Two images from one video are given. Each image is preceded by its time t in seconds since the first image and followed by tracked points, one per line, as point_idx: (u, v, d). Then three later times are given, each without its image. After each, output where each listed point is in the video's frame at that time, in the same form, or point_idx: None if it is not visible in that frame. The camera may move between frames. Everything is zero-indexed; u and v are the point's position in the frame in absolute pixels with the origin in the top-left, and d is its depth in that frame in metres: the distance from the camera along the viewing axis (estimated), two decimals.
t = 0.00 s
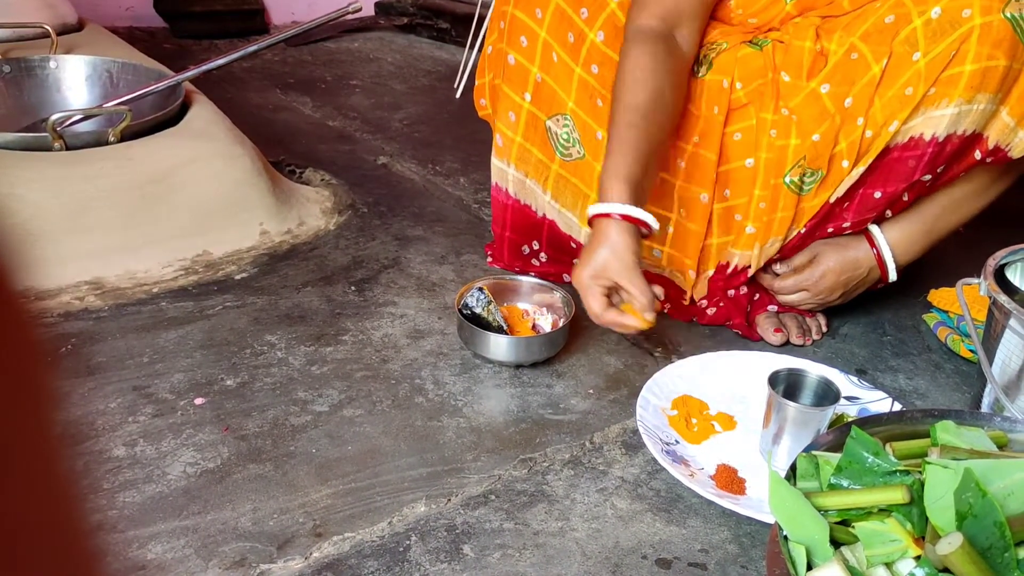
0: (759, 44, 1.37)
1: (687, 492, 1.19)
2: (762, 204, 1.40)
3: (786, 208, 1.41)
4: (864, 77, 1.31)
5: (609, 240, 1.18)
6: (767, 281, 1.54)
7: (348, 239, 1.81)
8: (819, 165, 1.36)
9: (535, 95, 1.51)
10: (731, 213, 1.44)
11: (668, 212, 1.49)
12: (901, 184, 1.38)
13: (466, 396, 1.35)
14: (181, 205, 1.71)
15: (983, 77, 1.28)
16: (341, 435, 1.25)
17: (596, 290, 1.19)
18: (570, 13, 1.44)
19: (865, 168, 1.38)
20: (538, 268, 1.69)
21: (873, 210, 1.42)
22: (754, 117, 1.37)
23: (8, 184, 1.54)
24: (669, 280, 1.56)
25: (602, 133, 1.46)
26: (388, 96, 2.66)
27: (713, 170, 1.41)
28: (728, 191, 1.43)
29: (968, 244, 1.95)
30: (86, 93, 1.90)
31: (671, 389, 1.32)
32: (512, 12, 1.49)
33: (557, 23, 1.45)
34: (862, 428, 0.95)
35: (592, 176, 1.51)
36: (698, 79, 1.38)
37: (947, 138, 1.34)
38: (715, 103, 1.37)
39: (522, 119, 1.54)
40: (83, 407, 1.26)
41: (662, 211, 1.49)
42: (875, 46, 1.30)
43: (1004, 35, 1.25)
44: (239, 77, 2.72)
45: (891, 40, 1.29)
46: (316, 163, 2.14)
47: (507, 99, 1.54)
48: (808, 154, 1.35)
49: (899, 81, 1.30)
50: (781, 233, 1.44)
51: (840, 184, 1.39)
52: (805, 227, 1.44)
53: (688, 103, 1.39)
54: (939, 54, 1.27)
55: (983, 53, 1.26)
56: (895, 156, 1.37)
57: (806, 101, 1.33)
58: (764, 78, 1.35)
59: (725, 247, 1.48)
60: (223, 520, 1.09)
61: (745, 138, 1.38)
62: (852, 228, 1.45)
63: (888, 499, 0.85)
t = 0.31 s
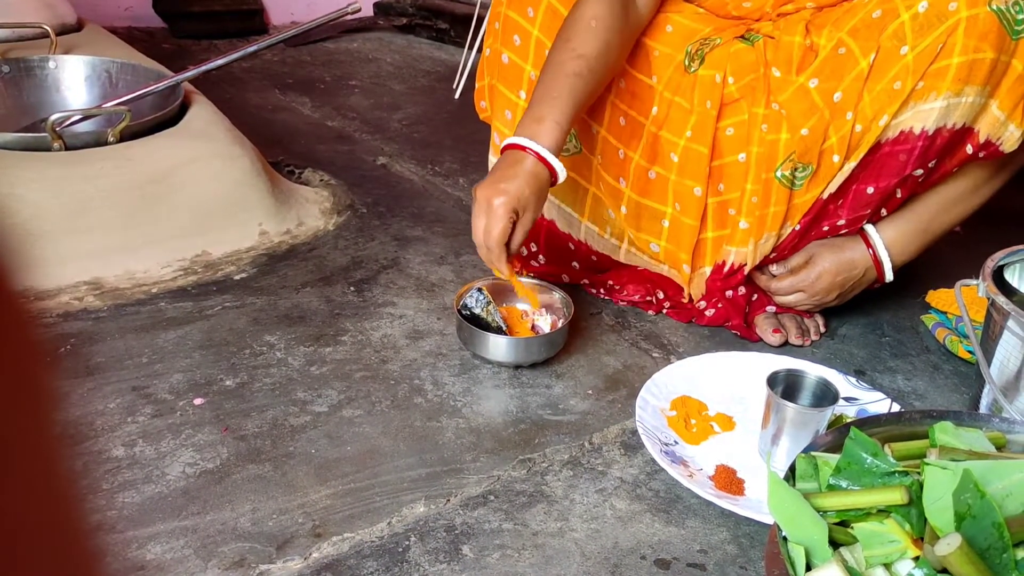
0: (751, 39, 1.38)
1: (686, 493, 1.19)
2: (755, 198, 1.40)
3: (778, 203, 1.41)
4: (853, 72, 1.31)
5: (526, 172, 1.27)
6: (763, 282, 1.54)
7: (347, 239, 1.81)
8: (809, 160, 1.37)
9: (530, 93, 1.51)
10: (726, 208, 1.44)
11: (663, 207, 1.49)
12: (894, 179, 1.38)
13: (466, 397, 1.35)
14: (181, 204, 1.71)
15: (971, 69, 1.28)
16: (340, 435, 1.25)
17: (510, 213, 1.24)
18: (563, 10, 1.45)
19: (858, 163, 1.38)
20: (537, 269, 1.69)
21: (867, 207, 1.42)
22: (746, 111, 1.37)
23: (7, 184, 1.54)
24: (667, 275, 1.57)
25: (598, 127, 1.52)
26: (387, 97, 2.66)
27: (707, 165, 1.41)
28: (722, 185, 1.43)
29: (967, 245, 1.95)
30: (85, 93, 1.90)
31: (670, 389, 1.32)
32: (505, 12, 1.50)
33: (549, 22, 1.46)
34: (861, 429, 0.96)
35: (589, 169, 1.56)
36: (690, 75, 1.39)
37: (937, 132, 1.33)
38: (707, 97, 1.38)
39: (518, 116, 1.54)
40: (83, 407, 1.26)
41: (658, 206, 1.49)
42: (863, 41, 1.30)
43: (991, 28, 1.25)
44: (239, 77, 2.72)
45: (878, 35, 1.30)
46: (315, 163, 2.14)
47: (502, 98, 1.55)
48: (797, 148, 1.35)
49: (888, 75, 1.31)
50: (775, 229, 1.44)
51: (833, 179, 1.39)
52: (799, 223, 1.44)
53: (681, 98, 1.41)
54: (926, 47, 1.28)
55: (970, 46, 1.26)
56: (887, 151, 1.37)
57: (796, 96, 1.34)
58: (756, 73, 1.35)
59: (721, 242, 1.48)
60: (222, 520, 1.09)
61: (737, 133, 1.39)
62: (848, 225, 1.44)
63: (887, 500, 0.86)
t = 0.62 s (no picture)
0: (746, 38, 1.38)
1: (684, 493, 1.19)
2: (751, 197, 1.40)
3: (775, 202, 1.41)
4: (847, 70, 1.31)
5: (520, 157, 1.26)
6: (760, 281, 1.54)
7: (345, 239, 1.81)
8: (804, 159, 1.37)
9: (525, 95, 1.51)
10: (723, 207, 1.45)
11: (661, 206, 1.49)
12: (889, 177, 1.39)
13: (464, 397, 1.35)
14: (179, 204, 1.71)
15: (965, 67, 1.28)
16: (339, 435, 1.25)
17: (499, 195, 1.23)
18: (557, 10, 1.45)
19: (854, 162, 1.38)
20: (535, 269, 1.69)
21: (863, 205, 1.42)
22: (741, 110, 1.38)
23: (5, 183, 1.54)
24: (666, 275, 1.58)
25: (594, 127, 1.52)
26: (386, 96, 2.66)
27: (703, 164, 1.41)
28: (719, 184, 1.43)
29: (964, 245, 1.95)
30: (82, 92, 1.89)
31: (668, 389, 1.32)
32: (500, 15, 1.50)
33: (544, 22, 1.45)
34: (859, 429, 0.96)
35: (587, 169, 1.56)
36: (686, 74, 1.39)
37: (932, 129, 1.33)
38: (703, 96, 1.38)
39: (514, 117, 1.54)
40: (81, 407, 1.26)
41: (656, 205, 1.50)
42: (857, 39, 1.30)
43: (984, 25, 1.25)
44: (237, 77, 2.72)
45: (872, 34, 1.29)
46: (313, 163, 2.14)
47: (498, 99, 1.55)
48: (793, 147, 1.35)
49: (881, 73, 1.30)
50: (772, 228, 1.44)
51: (828, 178, 1.39)
52: (796, 223, 1.44)
53: (677, 97, 1.41)
54: (920, 45, 1.27)
55: (964, 43, 1.26)
56: (882, 149, 1.37)
57: (790, 95, 1.34)
58: (751, 72, 1.36)
59: (718, 241, 1.48)
60: (220, 520, 1.09)
61: (733, 132, 1.39)
62: (844, 225, 1.45)
63: (885, 500, 0.86)
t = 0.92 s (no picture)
0: (745, 41, 1.38)
1: (681, 492, 1.19)
2: (750, 199, 1.40)
3: (773, 204, 1.41)
4: (847, 72, 1.31)
5: (542, 172, 1.26)
6: (758, 279, 1.53)
7: (342, 238, 1.81)
8: (804, 160, 1.37)
9: (526, 93, 1.51)
10: (721, 209, 1.45)
11: (658, 207, 1.49)
12: (888, 179, 1.39)
13: (461, 396, 1.35)
14: (175, 204, 1.70)
15: (964, 70, 1.27)
16: (336, 434, 1.24)
17: (526, 214, 1.23)
18: (560, 10, 1.46)
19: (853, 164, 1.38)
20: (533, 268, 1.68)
21: (862, 207, 1.42)
22: (740, 113, 1.38)
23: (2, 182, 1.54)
24: (661, 275, 1.58)
25: (595, 127, 1.53)
26: (383, 96, 2.66)
27: (701, 166, 1.41)
28: (717, 186, 1.43)
29: (961, 245, 1.96)
30: (79, 91, 1.89)
31: (665, 388, 1.32)
32: (502, 12, 1.50)
33: (546, 20, 1.46)
34: (856, 428, 0.96)
35: (587, 169, 1.56)
36: (686, 76, 1.40)
37: (930, 133, 1.33)
38: (702, 98, 1.38)
39: (514, 115, 1.53)
40: (77, 406, 1.25)
41: (653, 206, 1.50)
42: (857, 41, 1.30)
43: (984, 28, 1.25)
44: (234, 76, 2.71)
45: (872, 36, 1.30)
46: (311, 162, 2.13)
47: (499, 97, 1.54)
48: (793, 149, 1.35)
49: (881, 75, 1.30)
50: (770, 230, 1.44)
51: (827, 181, 1.39)
52: (795, 224, 1.45)
53: (676, 99, 1.42)
54: (920, 47, 1.27)
55: (963, 46, 1.26)
56: (881, 151, 1.37)
57: (790, 97, 1.34)
58: (750, 74, 1.36)
59: (716, 242, 1.48)
60: (217, 519, 1.08)
61: (732, 134, 1.39)
62: (842, 225, 1.45)
63: (881, 498, 0.85)
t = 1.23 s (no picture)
0: (756, 53, 1.37)
1: (678, 491, 1.19)
2: (759, 212, 1.40)
3: (783, 216, 1.40)
4: (859, 84, 1.31)
5: (668, 304, 1.03)
6: (761, 278, 1.53)
7: (339, 237, 1.81)
8: (816, 173, 1.36)
9: (531, 97, 1.51)
10: (726, 221, 1.42)
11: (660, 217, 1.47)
12: (894, 188, 1.39)
13: (459, 395, 1.35)
14: (171, 203, 1.70)
15: (976, 83, 1.29)
16: (333, 433, 1.24)
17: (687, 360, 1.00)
18: (567, 14, 1.45)
19: (862, 174, 1.37)
20: (530, 267, 1.68)
21: (865, 214, 1.42)
22: (750, 125, 1.36)
23: None
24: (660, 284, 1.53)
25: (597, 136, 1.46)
26: (380, 95, 2.66)
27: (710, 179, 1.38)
28: (723, 199, 1.41)
29: (958, 244, 1.96)
30: (76, 90, 1.89)
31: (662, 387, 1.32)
32: (509, 14, 1.50)
33: (553, 25, 1.45)
34: (853, 427, 0.96)
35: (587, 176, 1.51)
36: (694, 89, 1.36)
37: (939, 144, 1.34)
38: (712, 112, 1.35)
39: (519, 120, 1.52)
40: (73, 406, 1.25)
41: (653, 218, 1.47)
42: (871, 52, 1.30)
43: (997, 41, 1.27)
44: (231, 75, 2.71)
45: (885, 46, 1.30)
46: (308, 161, 2.13)
47: (502, 101, 1.53)
48: (807, 162, 1.35)
49: (892, 86, 1.31)
50: (778, 241, 1.43)
51: (837, 191, 1.38)
52: (802, 232, 1.43)
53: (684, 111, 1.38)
54: (932, 59, 1.28)
55: (976, 60, 1.27)
56: (888, 160, 1.37)
57: (804, 110, 1.33)
58: (761, 86, 1.35)
59: (720, 254, 1.45)
60: (214, 518, 1.08)
61: (741, 146, 1.37)
62: (845, 228, 1.44)
63: (878, 497, 0.85)
